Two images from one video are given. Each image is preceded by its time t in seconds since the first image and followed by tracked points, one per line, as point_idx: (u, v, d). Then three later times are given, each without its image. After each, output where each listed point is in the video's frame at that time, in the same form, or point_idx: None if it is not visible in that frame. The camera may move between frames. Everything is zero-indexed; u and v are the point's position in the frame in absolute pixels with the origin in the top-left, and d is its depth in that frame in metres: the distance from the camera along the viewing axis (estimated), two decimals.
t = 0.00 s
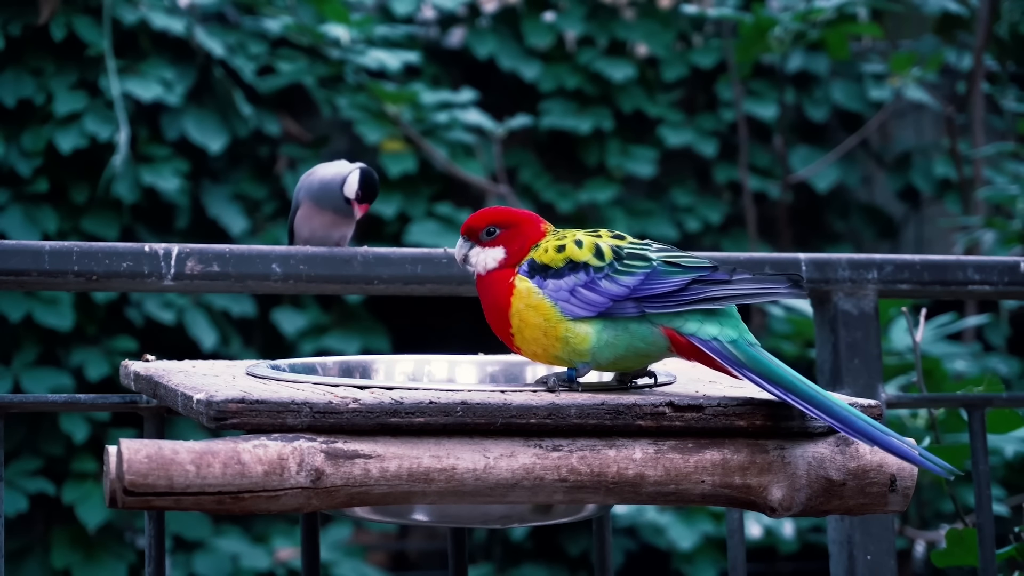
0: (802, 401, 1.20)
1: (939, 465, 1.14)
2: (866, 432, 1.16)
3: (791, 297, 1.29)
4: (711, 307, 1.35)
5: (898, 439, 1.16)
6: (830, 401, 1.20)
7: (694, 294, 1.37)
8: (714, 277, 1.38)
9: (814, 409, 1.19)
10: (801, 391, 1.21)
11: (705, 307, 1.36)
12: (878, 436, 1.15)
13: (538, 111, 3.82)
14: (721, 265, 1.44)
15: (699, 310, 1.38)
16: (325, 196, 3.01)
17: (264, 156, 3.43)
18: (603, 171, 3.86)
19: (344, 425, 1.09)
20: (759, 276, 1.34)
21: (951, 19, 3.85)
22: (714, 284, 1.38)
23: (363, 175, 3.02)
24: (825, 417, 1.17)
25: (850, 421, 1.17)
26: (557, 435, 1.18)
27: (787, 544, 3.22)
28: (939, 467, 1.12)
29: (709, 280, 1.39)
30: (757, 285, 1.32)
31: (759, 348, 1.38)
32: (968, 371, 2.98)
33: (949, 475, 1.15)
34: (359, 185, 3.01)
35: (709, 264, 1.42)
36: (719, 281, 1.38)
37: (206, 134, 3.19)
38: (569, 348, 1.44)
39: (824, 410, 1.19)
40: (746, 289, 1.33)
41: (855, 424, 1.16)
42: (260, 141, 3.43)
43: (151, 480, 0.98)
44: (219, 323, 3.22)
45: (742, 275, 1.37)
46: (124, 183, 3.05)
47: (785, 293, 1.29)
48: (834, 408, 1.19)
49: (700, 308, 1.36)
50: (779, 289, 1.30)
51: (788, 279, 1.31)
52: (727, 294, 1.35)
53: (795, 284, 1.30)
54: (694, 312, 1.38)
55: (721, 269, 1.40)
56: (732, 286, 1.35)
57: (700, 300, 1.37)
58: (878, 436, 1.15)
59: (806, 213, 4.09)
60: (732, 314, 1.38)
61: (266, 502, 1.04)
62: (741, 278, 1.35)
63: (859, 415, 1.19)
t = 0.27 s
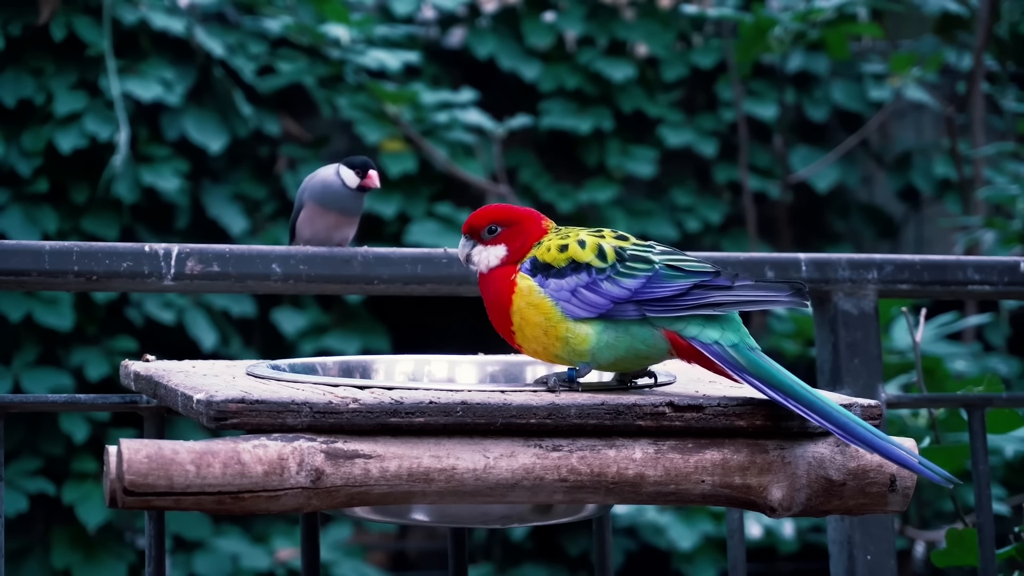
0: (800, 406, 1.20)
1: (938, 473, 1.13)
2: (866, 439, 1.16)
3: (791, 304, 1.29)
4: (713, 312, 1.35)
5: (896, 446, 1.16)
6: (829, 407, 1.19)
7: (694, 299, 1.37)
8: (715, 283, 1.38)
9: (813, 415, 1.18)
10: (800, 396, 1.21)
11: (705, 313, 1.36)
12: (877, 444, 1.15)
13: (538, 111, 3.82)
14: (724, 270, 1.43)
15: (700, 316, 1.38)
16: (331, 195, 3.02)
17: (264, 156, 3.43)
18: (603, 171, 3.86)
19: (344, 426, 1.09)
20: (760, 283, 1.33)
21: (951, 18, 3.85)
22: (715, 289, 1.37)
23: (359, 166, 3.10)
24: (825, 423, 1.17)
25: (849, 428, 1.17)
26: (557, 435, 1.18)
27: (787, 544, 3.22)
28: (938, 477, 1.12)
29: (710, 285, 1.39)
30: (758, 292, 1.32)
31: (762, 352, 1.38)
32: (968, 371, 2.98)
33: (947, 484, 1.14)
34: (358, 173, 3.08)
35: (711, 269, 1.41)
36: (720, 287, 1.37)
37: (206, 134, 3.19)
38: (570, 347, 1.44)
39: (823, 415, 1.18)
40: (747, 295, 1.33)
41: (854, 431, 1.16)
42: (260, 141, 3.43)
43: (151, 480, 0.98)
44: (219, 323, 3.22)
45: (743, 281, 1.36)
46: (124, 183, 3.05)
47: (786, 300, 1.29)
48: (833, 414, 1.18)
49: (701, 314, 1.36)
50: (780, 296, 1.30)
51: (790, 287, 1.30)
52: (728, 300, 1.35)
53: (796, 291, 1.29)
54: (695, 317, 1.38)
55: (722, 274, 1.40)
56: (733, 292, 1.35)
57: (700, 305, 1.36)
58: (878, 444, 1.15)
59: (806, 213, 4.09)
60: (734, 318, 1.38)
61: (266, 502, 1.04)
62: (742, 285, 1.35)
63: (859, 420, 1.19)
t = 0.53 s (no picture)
0: (801, 408, 1.20)
1: (938, 476, 1.13)
2: (865, 441, 1.16)
3: (791, 307, 1.28)
4: (712, 315, 1.35)
5: (896, 449, 1.16)
6: (829, 408, 1.19)
7: (694, 301, 1.37)
8: (715, 284, 1.38)
9: (813, 417, 1.19)
10: (800, 399, 1.21)
11: (704, 315, 1.35)
12: (877, 446, 1.15)
13: (538, 111, 3.82)
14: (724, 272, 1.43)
15: (700, 317, 1.38)
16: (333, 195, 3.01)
17: (264, 156, 3.43)
18: (603, 171, 3.86)
19: (344, 425, 1.09)
20: (760, 285, 1.33)
21: (951, 18, 3.85)
22: (714, 291, 1.37)
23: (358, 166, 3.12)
24: (824, 425, 1.17)
25: (849, 429, 1.17)
26: (557, 435, 1.18)
27: (788, 544, 3.22)
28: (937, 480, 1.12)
29: (710, 286, 1.39)
30: (758, 295, 1.32)
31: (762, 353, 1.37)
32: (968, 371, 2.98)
33: (947, 487, 1.15)
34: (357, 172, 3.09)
35: (711, 271, 1.41)
36: (720, 289, 1.37)
37: (206, 134, 3.20)
38: (570, 347, 1.44)
39: (823, 417, 1.18)
40: (747, 298, 1.33)
41: (854, 433, 1.16)
42: (260, 141, 3.42)
43: (151, 480, 0.98)
44: (219, 323, 3.22)
45: (743, 283, 1.36)
46: (124, 183, 3.05)
47: (786, 303, 1.29)
48: (833, 416, 1.18)
49: (700, 316, 1.36)
50: (780, 298, 1.29)
51: (790, 290, 1.30)
52: (728, 302, 1.34)
53: (797, 295, 1.29)
54: (695, 319, 1.38)
55: (722, 276, 1.40)
56: (733, 294, 1.35)
57: (700, 307, 1.36)
58: (877, 445, 1.15)
59: (806, 213, 4.09)
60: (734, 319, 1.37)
61: (266, 502, 1.04)
62: (743, 287, 1.35)
63: (858, 422, 1.19)
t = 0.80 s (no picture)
0: (801, 408, 1.20)
1: (938, 476, 1.13)
2: (865, 441, 1.16)
3: (791, 309, 1.28)
4: (712, 316, 1.35)
5: (897, 449, 1.16)
6: (829, 409, 1.19)
7: (694, 302, 1.37)
8: (715, 285, 1.38)
9: (813, 417, 1.18)
10: (800, 399, 1.21)
11: (704, 316, 1.35)
12: (877, 446, 1.15)
13: (538, 111, 3.82)
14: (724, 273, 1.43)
15: (700, 318, 1.38)
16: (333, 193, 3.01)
17: (264, 156, 3.43)
18: (603, 171, 3.85)
19: (344, 425, 1.09)
20: (760, 287, 1.33)
21: (951, 18, 3.85)
22: (714, 292, 1.37)
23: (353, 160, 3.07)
24: (824, 425, 1.17)
25: (849, 430, 1.17)
26: (557, 435, 1.18)
27: (788, 544, 3.22)
28: (937, 480, 1.12)
29: (710, 287, 1.39)
30: (757, 296, 1.32)
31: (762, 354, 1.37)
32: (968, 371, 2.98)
33: (947, 487, 1.14)
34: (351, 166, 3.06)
35: (711, 273, 1.41)
36: (720, 290, 1.37)
37: (206, 134, 3.19)
38: (570, 346, 1.44)
39: (824, 418, 1.18)
40: (746, 299, 1.33)
41: (854, 433, 1.16)
42: (260, 141, 3.42)
43: (151, 480, 0.98)
44: (219, 323, 3.22)
45: (743, 284, 1.36)
46: (124, 183, 3.05)
47: (786, 304, 1.29)
48: (833, 416, 1.18)
49: (700, 317, 1.36)
50: (779, 300, 1.29)
51: (790, 292, 1.29)
52: (727, 303, 1.34)
53: (796, 296, 1.29)
54: (695, 319, 1.38)
55: (722, 277, 1.40)
56: (733, 295, 1.35)
57: (700, 308, 1.36)
58: (877, 445, 1.15)
59: (806, 213, 4.09)
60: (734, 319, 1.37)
61: (266, 502, 1.04)
62: (742, 288, 1.35)
63: (858, 422, 1.19)
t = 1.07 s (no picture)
0: (801, 407, 1.20)
1: (938, 475, 1.13)
2: (866, 441, 1.16)
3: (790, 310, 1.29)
4: (712, 317, 1.35)
5: (897, 448, 1.16)
6: (830, 408, 1.19)
7: (694, 303, 1.37)
8: (715, 287, 1.38)
9: (813, 416, 1.18)
10: (801, 398, 1.21)
11: (704, 317, 1.35)
12: (878, 446, 1.15)
13: (538, 111, 3.82)
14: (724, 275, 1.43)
15: (700, 319, 1.38)
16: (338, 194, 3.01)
17: (264, 156, 3.43)
18: (603, 171, 3.85)
19: (344, 425, 1.09)
20: (760, 289, 1.33)
21: (951, 18, 3.85)
22: (714, 293, 1.38)
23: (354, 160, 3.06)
24: (825, 425, 1.17)
25: (850, 429, 1.17)
26: (557, 435, 1.18)
27: (788, 544, 3.22)
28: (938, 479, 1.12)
29: (710, 289, 1.39)
30: (757, 297, 1.32)
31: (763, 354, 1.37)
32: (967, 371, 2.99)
33: (948, 486, 1.14)
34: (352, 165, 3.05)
35: (711, 275, 1.42)
36: (720, 292, 1.37)
37: (206, 134, 3.19)
38: (569, 347, 1.44)
39: (824, 417, 1.18)
40: (746, 300, 1.33)
41: (854, 433, 1.16)
42: (260, 141, 3.42)
43: (151, 480, 0.98)
44: (219, 323, 3.22)
45: (743, 285, 1.36)
46: (124, 183, 3.05)
47: (785, 305, 1.29)
48: (833, 416, 1.18)
49: (700, 318, 1.36)
50: (779, 301, 1.29)
51: (790, 293, 1.30)
52: (727, 304, 1.34)
53: (796, 297, 1.28)
54: (695, 320, 1.38)
55: (722, 278, 1.40)
56: (733, 297, 1.35)
57: (699, 309, 1.36)
58: (878, 445, 1.15)
59: (806, 213, 4.09)
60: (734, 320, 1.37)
61: (266, 502, 1.04)
62: (742, 290, 1.35)
63: (859, 422, 1.19)
